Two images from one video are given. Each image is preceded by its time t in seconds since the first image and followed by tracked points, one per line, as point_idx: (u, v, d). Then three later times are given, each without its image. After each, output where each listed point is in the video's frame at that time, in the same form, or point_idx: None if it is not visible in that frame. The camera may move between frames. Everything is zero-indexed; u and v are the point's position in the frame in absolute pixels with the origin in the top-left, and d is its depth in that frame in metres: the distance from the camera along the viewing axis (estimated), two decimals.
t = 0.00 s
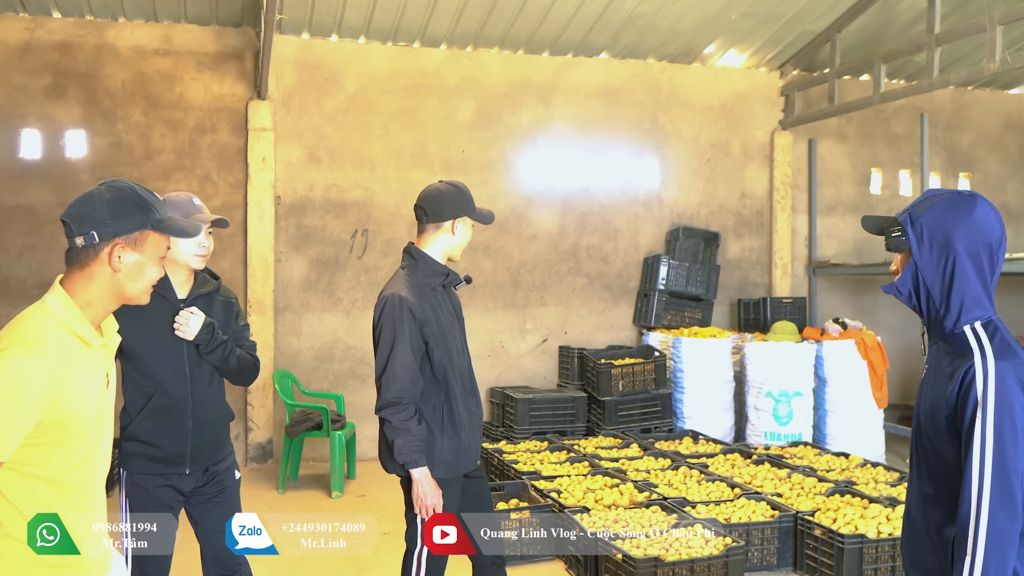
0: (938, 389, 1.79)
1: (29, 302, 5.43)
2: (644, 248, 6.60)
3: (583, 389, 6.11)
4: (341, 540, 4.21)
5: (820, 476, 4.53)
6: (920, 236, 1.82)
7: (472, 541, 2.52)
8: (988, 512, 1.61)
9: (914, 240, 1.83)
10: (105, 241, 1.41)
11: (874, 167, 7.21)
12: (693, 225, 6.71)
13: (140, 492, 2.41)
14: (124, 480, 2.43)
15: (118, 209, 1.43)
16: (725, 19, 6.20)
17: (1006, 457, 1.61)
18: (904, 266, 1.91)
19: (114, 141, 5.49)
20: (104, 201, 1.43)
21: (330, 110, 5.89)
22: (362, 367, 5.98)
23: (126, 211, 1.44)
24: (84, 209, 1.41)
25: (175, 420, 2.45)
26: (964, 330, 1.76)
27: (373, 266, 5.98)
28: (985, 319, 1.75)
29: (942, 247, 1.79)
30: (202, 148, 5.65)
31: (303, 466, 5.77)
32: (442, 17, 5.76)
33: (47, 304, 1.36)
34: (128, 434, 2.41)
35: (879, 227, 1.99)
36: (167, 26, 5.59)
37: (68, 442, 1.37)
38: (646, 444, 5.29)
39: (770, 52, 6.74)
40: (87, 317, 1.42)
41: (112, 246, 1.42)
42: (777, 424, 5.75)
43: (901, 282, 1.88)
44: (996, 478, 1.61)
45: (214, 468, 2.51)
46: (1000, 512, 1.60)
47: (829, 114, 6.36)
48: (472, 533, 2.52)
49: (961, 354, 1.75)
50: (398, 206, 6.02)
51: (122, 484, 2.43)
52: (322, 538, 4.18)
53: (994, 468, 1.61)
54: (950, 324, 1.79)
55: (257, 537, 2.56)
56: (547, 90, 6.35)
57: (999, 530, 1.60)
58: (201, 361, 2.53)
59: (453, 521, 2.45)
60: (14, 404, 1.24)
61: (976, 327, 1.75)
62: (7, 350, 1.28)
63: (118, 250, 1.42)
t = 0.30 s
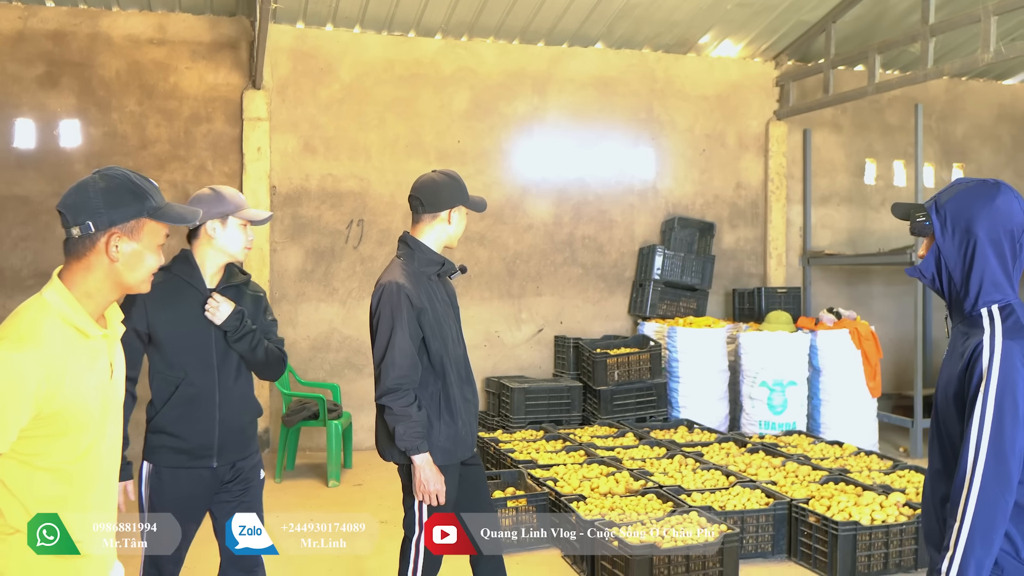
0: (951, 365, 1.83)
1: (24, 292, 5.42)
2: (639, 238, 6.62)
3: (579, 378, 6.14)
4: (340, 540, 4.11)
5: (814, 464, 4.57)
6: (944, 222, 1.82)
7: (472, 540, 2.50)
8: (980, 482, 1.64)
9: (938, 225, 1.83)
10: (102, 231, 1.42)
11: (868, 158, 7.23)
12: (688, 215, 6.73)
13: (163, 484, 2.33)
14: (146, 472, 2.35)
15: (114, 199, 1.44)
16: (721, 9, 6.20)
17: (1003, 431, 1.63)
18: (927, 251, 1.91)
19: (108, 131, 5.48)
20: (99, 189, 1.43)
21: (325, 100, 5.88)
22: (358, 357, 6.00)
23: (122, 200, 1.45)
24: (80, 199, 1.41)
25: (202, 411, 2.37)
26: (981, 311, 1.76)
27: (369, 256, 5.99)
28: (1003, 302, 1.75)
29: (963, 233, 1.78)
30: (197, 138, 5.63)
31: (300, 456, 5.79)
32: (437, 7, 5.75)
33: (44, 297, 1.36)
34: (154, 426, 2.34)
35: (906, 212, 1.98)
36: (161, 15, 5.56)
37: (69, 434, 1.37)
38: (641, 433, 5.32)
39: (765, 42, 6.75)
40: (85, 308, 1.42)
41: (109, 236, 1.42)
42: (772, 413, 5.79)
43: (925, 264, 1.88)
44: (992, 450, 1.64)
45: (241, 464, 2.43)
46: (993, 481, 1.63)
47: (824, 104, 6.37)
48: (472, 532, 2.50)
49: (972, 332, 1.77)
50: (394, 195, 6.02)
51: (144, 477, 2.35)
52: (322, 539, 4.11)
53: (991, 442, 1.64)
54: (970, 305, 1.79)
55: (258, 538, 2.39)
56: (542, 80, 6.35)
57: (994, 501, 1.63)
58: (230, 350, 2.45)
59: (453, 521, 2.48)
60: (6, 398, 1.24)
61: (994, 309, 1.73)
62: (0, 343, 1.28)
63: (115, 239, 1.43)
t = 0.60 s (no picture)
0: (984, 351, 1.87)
1: (22, 285, 5.42)
2: (636, 231, 6.64)
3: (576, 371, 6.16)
4: (341, 540, 4.01)
5: (810, 456, 4.60)
6: (977, 217, 1.87)
7: (472, 540, 2.56)
8: (1006, 462, 1.68)
9: (971, 220, 1.89)
10: (112, 224, 1.44)
11: (864, 151, 7.25)
12: (684, 208, 6.75)
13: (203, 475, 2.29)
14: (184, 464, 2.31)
15: (124, 192, 1.46)
16: (718, 2, 6.21)
17: None
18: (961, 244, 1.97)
19: (106, 123, 5.47)
20: (109, 183, 1.46)
21: (323, 92, 5.87)
22: (356, 349, 6.01)
23: (132, 193, 1.47)
24: (90, 193, 1.43)
25: (243, 400, 2.35)
26: (1012, 302, 1.81)
27: (367, 249, 5.99)
28: None
29: (994, 228, 1.84)
30: (194, 130, 5.63)
31: (298, 448, 5.81)
32: None
33: (53, 290, 1.38)
34: (195, 415, 2.32)
35: (941, 206, 2.03)
36: (159, 7, 5.54)
37: (77, 427, 1.38)
38: (637, 425, 5.34)
39: (762, 35, 6.75)
40: (96, 300, 1.43)
41: (119, 229, 1.44)
42: (768, 405, 5.82)
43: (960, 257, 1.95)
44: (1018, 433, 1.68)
45: (276, 455, 2.42)
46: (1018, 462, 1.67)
47: (821, 97, 6.39)
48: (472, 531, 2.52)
49: (1002, 320, 1.82)
50: (391, 188, 6.03)
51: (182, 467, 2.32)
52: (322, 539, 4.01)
53: (1018, 424, 1.68)
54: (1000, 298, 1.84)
55: (258, 538, 2.35)
56: (540, 73, 6.35)
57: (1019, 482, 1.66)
58: (271, 341, 2.45)
59: (453, 521, 2.52)
60: (15, 389, 1.26)
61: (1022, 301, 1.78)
62: (11, 335, 1.30)
63: (125, 232, 1.45)
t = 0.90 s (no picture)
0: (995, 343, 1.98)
1: (9, 284, 5.40)
2: (624, 230, 6.68)
3: (564, 368, 6.21)
4: (341, 540, 4.00)
5: (795, 452, 4.67)
6: (982, 218, 2.04)
7: (472, 540, 2.58)
8: None
9: (977, 221, 2.05)
10: (109, 221, 1.46)
11: (849, 151, 7.34)
12: (672, 207, 6.81)
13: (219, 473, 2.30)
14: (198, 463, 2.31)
15: (121, 190, 1.49)
16: (705, 2, 6.25)
17: None
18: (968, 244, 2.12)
19: (94, 122, 5.45)
20: (105, 180, 1.48)
21: (312, 91, 5.88)
22: (345, 347, 6.03)
23: (128, 191, 1.49)
24: (87, 190, 1.45)
25: (258, 398, 2.38)
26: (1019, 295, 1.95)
27: (356, 247, 6.01)
28: None
29: (1000, 227, 1.99)
30: (183, 129, 5.62)
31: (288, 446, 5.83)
32: None
33: (51, 287, 1.40)
34: (210, 413, 2.33)
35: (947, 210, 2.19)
36: (147, 6, 5.53)
37: (78, 422, 1.41)
38: (625, 423, 5.39)
39: (748, 36, 6.81)
40: (92, 297, 1.46)
41: (115, 226, 1.47)
42: (754, 403, 5.88)
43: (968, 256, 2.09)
44: None
45: (286, 454, 2.45)
46: None
47: (807, 97, 6.45)
48: (471, 532, 2.58)
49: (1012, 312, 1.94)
50: (380, 186, 6.04)
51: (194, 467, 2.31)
52: (321, 539, 3.99)
53: None
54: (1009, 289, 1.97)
55: (258, 538, 2.33)
56: (528, 72, 6.37)
57: None
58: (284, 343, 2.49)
59: (453, 521, 2.62)
60: (18, 385, 1.28)
61: None
62: (11, 331, 1.32)
63: (122, 229, 1.47)
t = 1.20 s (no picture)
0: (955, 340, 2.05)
1: None
2: (603, 229, 6.75)
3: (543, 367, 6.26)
4: (340, 540, 4.00)
5: (771, 449, 4.74)
6: (950, 217, 2.08)
7: (472, 540, 2.64)
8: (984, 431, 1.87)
9: (945, 219, 2.09)
10: (92, 219, 1.48)
11: (824, 151, 7.45)
12: (650, 207, 6.88)
13: (205, 472, 2.32)
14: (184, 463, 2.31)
15: (104, 187, 1.50)
16: (683, 3, 6.32)
17: (998, 386, 1.86)
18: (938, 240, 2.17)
19: (71, 119, 5.41)
20: (88, 178, 1.50)
21: (292, 89, 5.87)
22: (324, 346, 6.03)
23: (111, 188, 1.51)
24: (70, 188, 1.47)
25: (246, 398, 2.40)
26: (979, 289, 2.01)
27: (335, 246, 6.01)
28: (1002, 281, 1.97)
29: (964, 224, 2.04)
30: (162, 126, 5.59)
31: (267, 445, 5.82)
32: None
33: (37, 285, 1.42)
34: (197, 413, 2.33)
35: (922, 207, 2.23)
36: (125, 3, 5.50)
37: (65, 419, 1.43)
38: (604, 420, 5.44)
39: (726, 37, 6.89)
40: (78, 295, 1.48)
41: (98, 225, 1.49)
42: (730, 400, 5.96)
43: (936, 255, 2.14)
44: (994, 414, 1.86)
45: (271, 455, 2.48)
46: (991, 443, 1.86)
47: (783, 98, 6.54)
48: (472, 532, 2.63)
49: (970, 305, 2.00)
50: (360, 185, 6.05)
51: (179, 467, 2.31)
52: (320, 539, 3.99)
53: (988, 397, 1.87)
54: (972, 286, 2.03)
55: (258, 538, 2.42)
56: (508, 72, 6.41)
57: (988, 461, 1.86)
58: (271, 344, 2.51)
59: (452, 522, 2.66)
60: (6, 382, 1.30)
61: (991, 287, 1.96)
62: None
63: (105, 227, 1.49)
